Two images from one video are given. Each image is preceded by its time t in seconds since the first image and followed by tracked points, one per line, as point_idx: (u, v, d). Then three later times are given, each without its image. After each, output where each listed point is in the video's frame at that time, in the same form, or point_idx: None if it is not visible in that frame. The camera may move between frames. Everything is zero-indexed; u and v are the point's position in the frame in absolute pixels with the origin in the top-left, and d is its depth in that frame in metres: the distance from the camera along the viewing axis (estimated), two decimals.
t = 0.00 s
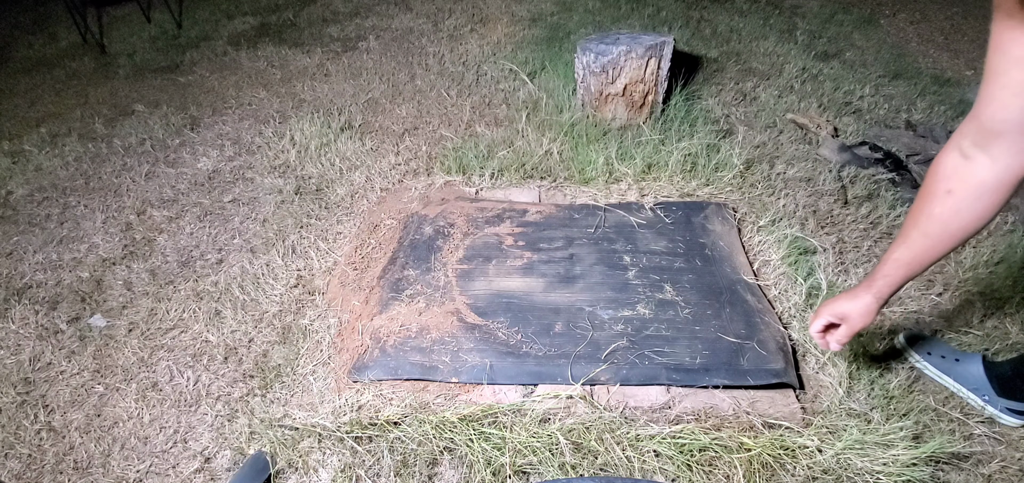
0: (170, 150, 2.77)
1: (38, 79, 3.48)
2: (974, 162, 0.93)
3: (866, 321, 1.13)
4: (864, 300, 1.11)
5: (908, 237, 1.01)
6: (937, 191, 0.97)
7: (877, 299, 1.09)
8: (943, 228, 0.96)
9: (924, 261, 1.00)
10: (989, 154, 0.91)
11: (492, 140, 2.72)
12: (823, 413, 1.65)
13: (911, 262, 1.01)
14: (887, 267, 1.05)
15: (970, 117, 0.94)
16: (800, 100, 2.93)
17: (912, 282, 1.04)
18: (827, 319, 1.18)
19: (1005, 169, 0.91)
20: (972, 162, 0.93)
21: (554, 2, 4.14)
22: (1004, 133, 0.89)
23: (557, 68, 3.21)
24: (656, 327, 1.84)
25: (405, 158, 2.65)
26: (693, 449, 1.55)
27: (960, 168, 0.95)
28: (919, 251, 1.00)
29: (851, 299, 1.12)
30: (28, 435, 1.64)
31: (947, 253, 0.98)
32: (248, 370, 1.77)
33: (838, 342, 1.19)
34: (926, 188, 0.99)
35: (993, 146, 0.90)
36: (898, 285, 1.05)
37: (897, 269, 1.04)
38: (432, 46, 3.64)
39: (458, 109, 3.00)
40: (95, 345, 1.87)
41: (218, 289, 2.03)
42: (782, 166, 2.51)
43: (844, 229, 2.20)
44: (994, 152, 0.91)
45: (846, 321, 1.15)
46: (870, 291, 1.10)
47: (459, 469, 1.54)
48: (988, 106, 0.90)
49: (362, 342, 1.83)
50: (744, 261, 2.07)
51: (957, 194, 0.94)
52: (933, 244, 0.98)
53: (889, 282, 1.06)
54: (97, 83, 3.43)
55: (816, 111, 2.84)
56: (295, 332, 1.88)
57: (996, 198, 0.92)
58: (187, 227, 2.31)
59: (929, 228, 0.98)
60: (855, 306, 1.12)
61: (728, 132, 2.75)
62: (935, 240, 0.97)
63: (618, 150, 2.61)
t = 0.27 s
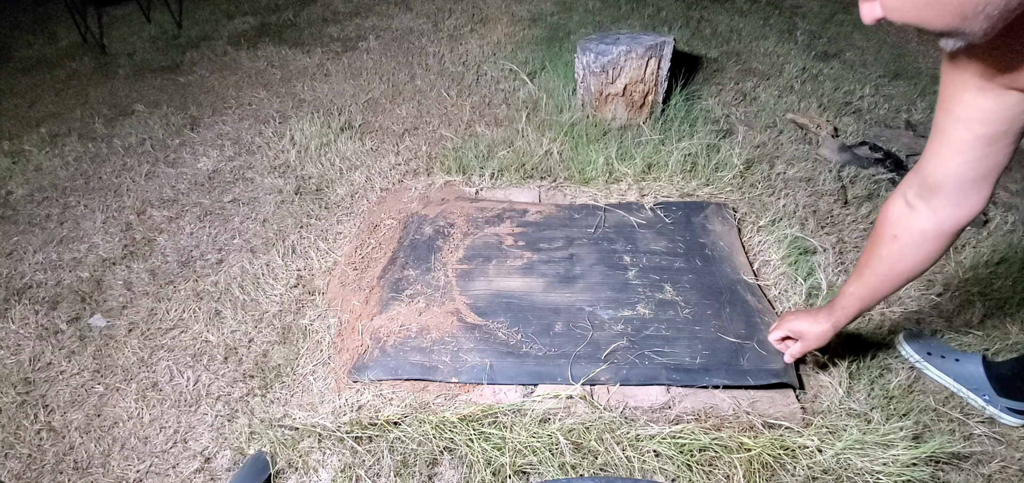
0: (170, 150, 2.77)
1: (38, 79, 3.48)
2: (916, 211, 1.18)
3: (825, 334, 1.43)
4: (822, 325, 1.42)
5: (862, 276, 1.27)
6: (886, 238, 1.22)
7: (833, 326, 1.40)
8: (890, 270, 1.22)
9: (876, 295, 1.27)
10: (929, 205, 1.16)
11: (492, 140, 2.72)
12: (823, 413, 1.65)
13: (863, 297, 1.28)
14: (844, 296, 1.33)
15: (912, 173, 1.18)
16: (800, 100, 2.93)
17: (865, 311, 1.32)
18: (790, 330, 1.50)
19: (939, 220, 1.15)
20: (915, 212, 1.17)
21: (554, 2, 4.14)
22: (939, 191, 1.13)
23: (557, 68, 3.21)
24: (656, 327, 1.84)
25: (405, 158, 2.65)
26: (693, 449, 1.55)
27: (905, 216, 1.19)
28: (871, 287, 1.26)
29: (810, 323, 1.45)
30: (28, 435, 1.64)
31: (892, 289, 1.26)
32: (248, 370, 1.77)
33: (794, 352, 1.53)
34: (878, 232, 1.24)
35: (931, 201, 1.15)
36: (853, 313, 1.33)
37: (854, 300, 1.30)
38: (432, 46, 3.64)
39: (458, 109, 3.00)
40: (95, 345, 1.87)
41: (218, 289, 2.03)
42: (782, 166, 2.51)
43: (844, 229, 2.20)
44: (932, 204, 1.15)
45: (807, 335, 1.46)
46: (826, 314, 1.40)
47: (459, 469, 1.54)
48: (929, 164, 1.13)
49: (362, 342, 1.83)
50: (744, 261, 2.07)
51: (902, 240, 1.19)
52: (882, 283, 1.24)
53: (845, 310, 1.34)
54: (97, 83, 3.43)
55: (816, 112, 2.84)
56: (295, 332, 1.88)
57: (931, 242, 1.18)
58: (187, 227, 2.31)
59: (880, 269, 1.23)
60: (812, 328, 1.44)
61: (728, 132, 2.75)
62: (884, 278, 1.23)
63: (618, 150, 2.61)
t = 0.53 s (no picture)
0: (170, 151, 2.77)
1: (39, 79, 3.48)
2: (920, 208, 1.23)
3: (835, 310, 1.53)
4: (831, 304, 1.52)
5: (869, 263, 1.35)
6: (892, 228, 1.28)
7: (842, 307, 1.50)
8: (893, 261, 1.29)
9: (882, 283, 1.35)
10: (933, 203, 1.20)
11: (492, 140, 2.72)
12: (823, 413, 1.65)
13: (868, 284, 1.37)
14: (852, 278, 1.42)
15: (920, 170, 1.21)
16: (800, 100, 2.93)
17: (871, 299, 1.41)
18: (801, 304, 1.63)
19: (943, 218, 1.20)
20: (919, 208, 1.22)
21: (554, 2, 4.14)
22: (941, 191, 1.17)
23: (557, 68, 3.21)
24: (656, 327, 1.84)
25: (405, 158, 2.65)
26: (693, 449, 1.55)
27: (911, 211, 1.24)
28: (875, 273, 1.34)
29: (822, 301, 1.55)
30: (28, 435, 1.64)
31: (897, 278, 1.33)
32: (248, 370, 1.77)
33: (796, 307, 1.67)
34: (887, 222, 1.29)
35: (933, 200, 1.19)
36: (860, 297, 1.42)
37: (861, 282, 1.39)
38: (432, 46, 3.64)
39: (458, 109, 3.00)
40: (95, 345, 1.87)
41: (218, 289, 2.03)
42: (782, 166, 2.51)
43: (844, 229, 2.20)
44: (935, 203, 1.19)
45: (817, 308, 1.58)
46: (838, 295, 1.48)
47: (459, 469, 1.54)
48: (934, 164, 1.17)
49: (362, 342, 1.83)
50: (744, 261, 2.07)
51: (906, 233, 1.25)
52: (885, 273, 1.32)
53: (851, 294, 1.44)
54: (97, 83, 3.43)
55: (816, 111, 2.84)
56: (295, 332, 1.88)
57: (935, 237, 1.23)
58: (187, 227, 2.31)
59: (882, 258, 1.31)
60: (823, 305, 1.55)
61: (728, 132, 2.75)
62: (889, 268, 1.31)
63: (618, 149, 2.61)
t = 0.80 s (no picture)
0: (170, 151, 2.77)
1: (39, 79, 3.48)
2: (910, 205, 1.21)
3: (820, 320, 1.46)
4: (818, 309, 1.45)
5: (860, 263, 1.31)
6: (882, 226, 1.26)
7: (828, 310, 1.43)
8: (887, 258, 1.27)
9: (870, 281, 1.32)
10: (923, 200, 1.19)
11: (492, 140, 2.72)
12: (823, 413, 1.65)
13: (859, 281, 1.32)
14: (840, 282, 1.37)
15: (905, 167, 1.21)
16: (800, 100, 2.93)
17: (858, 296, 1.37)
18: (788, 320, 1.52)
19: (935, 213, 1.19)
20: (909, 205, 1.21)
21: (554, 2, 4.14)
22: (931, 187, 1.17)
23: (557, 68, 3.21)
24: (656, 327, 1.84)
25: (405, 158, 2.65)
26: (693, 449, 1.55)
27: (900, 209, 1.23)
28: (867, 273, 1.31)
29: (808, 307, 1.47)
30: (28, 435, 1.64)
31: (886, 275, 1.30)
32: (248, 370, 1.77)
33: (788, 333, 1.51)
34: (873, 223, 1.28)
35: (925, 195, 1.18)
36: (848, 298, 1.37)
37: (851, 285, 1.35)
38: (432, 46, 3.64)
39: (458, 109, 3.00)
40: (95, 345, 1.87)
41: (218, 289, 2.03)
42: (782, 166, 2.51)
43: (844, 229, 2.20)
44: (925, 199, 1.19)
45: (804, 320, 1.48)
46: (823, 299, 1.43)
47: (459, 469, 1.54)
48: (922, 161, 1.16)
49: (362, 342, 1.83)
50: (744, 261, 2.07)
51: (898, 230, 1.24)
52: (879, 270, 1.29)
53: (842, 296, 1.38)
54: (97, 83, 3.43)
55: (816, 112, 2.84)
56: (295, 332, 1.88)
57: (925, 233, 1.22)
58: (187, 227, 2.31)
59: (873, 257, 1.28)
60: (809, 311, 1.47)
61: (728, 132, 2.75)
62: (879, 266, 1.28)
63: (618, 149, 2.61)
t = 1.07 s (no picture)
0: (170, 150, 2.77)
1: (38, 79, 3.48)
2: (879, 248, 1.21)
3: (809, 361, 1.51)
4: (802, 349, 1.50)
5: (834, 305, 1.33)
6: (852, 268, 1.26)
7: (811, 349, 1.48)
8: (858, 301, 1.28)
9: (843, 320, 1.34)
10: (891, 244, 1.19)
11: (492, 140, 2.72)
12: (823, 413, 1.65)
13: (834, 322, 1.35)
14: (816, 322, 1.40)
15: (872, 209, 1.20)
16: (800, 100, 2.93)
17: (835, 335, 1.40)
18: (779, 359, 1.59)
19: (904, 255, 1.19)
20: (878, 249, 1.21)
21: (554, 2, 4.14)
22: (898, 233, 1.16)
23: (557, 68, 3.21)
24: (655, 327, 1.84)
25: (405, 158, 2.65)
26: (693, 449, 1.55)
27: (869, 253, 1.23)
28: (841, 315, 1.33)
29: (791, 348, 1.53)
30: (28, 435, 1.64)
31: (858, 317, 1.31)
32: (248, 370, 1.77)
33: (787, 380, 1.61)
34: (844, 266, 1.28)
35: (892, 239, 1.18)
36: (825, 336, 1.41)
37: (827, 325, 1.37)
38: (432, 46, 3.64)
39: (458, 109, 3.00)
40: (95, 345, 1.86)
41: (218, 289, 2.03)
42: (782, 166, 2.51)
43: (844, 230, 2.20)
44: (893, 243, 1.18)
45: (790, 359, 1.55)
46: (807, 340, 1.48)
47: (459, 469, 1.54)
48: (887, 203, 1.16)
49: (362, 342, 1.83)
50: (744, 262, 2.07)
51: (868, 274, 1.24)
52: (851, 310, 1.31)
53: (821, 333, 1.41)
54: (97, 83, 3.43)
55: (816, 112, 2.84)
56: (295, 332, 1.88)
57: (896, 275, 1.22)
58: (187, 227, 2.31)
59: (846, 299, 1.30)
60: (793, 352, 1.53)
61: (728, 132, 2.75)
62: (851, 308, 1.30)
63: (618, 149, 2.61)
